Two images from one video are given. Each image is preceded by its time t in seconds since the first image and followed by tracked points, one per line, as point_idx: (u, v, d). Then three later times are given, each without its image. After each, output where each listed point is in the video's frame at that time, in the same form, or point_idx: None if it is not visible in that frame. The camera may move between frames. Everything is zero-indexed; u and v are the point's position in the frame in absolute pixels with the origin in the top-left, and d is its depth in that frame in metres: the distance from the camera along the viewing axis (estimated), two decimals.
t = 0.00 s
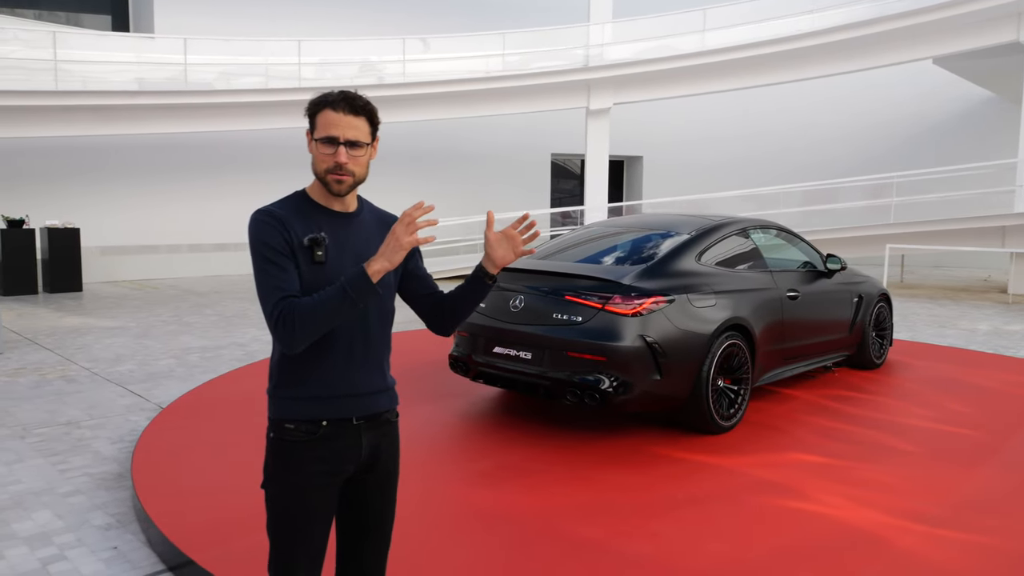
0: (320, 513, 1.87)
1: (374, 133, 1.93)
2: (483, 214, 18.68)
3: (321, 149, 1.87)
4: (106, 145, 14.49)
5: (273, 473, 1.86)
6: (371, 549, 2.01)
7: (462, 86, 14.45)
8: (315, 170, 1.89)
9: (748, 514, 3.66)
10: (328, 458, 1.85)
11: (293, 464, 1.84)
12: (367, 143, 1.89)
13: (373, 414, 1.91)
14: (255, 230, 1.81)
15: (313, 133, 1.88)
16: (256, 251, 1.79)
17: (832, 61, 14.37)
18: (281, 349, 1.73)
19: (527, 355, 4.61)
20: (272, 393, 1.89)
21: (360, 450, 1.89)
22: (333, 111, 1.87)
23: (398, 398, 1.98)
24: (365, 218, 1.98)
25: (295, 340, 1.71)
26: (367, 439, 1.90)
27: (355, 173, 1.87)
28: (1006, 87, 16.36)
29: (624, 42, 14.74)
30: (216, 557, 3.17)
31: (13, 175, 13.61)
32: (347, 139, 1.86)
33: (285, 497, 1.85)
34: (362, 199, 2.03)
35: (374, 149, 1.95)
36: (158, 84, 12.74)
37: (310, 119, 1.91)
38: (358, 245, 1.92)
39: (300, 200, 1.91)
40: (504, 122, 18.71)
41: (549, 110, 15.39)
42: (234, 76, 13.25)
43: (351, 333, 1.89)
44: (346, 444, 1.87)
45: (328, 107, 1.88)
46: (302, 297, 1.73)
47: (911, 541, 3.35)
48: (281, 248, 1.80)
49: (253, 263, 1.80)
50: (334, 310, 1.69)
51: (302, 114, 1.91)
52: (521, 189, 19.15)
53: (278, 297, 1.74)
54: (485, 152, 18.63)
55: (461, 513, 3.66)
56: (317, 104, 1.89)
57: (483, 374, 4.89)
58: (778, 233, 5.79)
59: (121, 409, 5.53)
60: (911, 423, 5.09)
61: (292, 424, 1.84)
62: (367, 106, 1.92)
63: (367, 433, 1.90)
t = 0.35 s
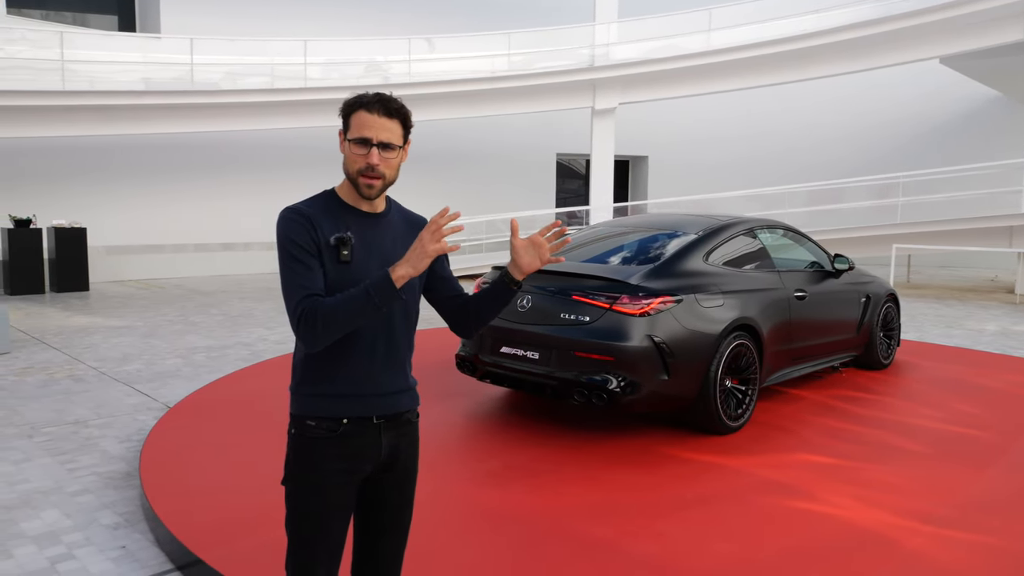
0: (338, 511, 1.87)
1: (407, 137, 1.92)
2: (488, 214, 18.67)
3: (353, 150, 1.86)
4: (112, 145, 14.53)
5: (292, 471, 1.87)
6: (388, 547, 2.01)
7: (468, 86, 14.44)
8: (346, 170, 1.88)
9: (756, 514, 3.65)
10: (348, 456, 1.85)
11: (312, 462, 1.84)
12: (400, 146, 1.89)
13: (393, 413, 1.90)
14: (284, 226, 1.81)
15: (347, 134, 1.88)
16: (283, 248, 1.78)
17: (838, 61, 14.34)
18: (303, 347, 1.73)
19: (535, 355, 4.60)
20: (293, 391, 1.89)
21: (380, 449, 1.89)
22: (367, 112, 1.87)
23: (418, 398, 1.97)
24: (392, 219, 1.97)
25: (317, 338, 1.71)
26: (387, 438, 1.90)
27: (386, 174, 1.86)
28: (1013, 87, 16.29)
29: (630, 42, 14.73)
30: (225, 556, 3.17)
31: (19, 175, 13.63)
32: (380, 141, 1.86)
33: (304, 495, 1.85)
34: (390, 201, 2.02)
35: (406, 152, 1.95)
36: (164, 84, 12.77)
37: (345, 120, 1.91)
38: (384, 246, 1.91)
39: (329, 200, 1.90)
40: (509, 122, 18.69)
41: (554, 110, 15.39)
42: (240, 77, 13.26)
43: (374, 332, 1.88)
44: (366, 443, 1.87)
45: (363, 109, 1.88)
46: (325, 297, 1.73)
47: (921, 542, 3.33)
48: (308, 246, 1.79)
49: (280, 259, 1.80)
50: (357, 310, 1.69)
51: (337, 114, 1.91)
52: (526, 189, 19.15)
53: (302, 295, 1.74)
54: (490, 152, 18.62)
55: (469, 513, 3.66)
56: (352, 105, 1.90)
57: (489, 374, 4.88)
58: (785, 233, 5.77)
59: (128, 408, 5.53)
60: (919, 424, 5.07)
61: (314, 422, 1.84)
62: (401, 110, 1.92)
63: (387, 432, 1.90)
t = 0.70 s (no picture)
0: (350, 511, 1.86)
1: (422, 135, 1.92)
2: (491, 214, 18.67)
3: (368, 149, 1.86)
4: (116, 146, 14.55)
5: (306, 470, 1.86)
6: (399, 548, 2.01)
7: (472, 86, 14.42)
8: (362, 170, 1.88)
9: (763, 516, 3.64)
10: (360, 456, 1.85)
11: (326, 462, 1.84)
12: (415, 143, 1.89)
13: (406, 414, 1.89)
14: (300, 227, 1.80)
15: (362, 134, 1.88)
16: (298, 250, 1.78)
17: (843, 61, 14.32)
18: (316, 349, 1.72)
19: (541, 356, 4.59)
20: (307, 391, 1.88)
21: (392, 450, 1.88)
22: (382, 111, 1.86)
23: (430, 400, 1.96)
24: (407, 221, 1.97)
25: (330, 339, 1.70)
26: (400, 439, 1.89)
27: (403, 172, 1.86)
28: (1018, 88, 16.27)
29: (635, 42, 14.72)
30: (231, 557, 3.17)
31: (24, 175, 13.65)
32: (395, 139, 1.86)
33: (317, 495, 1.85)
34: (405, 203, 2.01)
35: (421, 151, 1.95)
36: (169, 85, 12.79)
37: (359, 120, 1.91)
38: (398, 248, 1.90)
39: (345, 201, 1.90)
40: (512, 122, 18.69)
41: (558, 110, 15.40)
42: (244, 77, 13.25)
43: (388, 335, 1.87)
44: (379, 443, 1.86)
45: (377, 108, 1.88)
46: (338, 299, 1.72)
47: (930, 544, 3.32)
48: (324, 248, 1.79)
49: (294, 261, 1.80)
50: (369, 313, 1.68)
51: (352, 115, 1.91)
52: (529, 190, 19.14)
53: (315, 297, 1.74)
54: (493, 152, 18.62)
55: (475, 514, 3.65)
56: (366, 105, 1.89)
57: (494, 374, 4.88)
58: (791, 234, 5.76)
59: (133, 409, 5.53)
60: (925, 425, 5.06)
61: (328, 422, 1.84)
62: (416, 107, 1.92)
63: (399, 433, 1.89)
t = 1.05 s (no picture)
0: (359, 511, 1.86)
1: (430, 139, 1.91)
2: (493, 215, 18.68)
3: (376, 154, 1.85)
4: (119, 147, 14.55)
5: (316, 469, 1.87)
6: (408, 547, 2.00)
7: (474, 87, 14.42)
8: (371, 175, 1.88)
9: (769, 517, 3.64)
10: (370, 456, 1.84)
11: (334, 461, 1.84)
12: (423, 148, 1.88)
13: (415, 415, 1.89)
14: (310, 227, 1.81)
15: (370, 138, 1.87)
16: (307, 250, 1.78)
17: (845, 62, 14.33)
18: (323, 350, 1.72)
19: (546, 357, 4.59)
20: (317, 389, 1.89)
21: (403, 450, 1.88)
22: (389, 116, 1.85)
23: (442, 400, 1.95)
24: (418, 221, 1.96)
25: (336, 340, 1.70)
26: (410, 439, 1.89)
27: (411, 178, 1.85)
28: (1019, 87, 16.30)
29: (637, 43, 14.72)
30: (237, 557, 3.16)
31: (27, 175, 13.65)
32: (402, 145, 1.85)
33: (328, 493, 1.85)
34: (416, 202, 2.00)
35: (429, 154, 1.94)
36: (170, 86, 12.79)
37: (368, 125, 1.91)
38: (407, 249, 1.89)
39: (354, 200, 1.90)
40: (514, 123, 18.71)
41: (560, 111, 15.40)
42: (246, 77, 13.25)
43: (397, 336, 1.86)
44: (389, 444, 1.86)
45: (385, 113, 1.86)
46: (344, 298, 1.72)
47: (938, 546, 3.31)
48: (332, 248, 1.79)
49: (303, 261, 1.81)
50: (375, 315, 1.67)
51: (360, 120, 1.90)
52: (531, 190, 19.15)
53: (322, 298, 1.73)
54: (495, 153, 18.62)
55: (481, 515, 3.64)
56: (374, 110, 1.88)
57: (499, 376, 4.88)
58: (796, 234, 5.75)
59: (137, 409, 5.54)
60: (930, 426, 5.05)
61: (337, 421, 1.83)
62: (425, 111, 1.90)
63: (409, 433, 1.89)
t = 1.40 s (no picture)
0: (368, 511, 1.86)
1: (444, 143, 1.91)
2: (493, 216, 18.68)
3: (389, 156, 1.86)
4: (119, 147, 14.55)
5: (325, 470, 1.87)
6: (416, 548, 2.00)
7: (474, 88, 14.42)
8: (384, 176, 1.88)
9: (771, 518, 3.64)
10: (379, 456, 1.84)
11: (342, 462, 1.84)
12: (437, 152, 1.88)
13: (423, 417, 1.89)
14: (319, 233, 1.80)
15: (384, 141, 1.88)
16: (317, 256, 1.78)
17: (844, 63, 14.35)
18: (330, 360, 1.73)
19: (548, 358, 4.59)
20: (326, 391, 1.89)
21: (411, 451, 1.88)
22: (404, 119, 1.85)
23: (449, 402, 1.96)
24: (428, 225, 1.95)
25: (343, 351, 1.70)
26: (418, 441, 1.89)
27: (424, 181, 1.85)
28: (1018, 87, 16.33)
29: (637, 44, 14.74)
30: (239, 558, 3.16)
31: (26, 176, 13.65)
32: (416, 148, 1.85)
33: (336, 494, 1.85)
34: (428, 205, 2.00)
35: (444, 158, 1.94)
36: (170, 86, 12.77)
37: (383, 126, 1.91)
38: (417, 254, 1.89)
39: (366, 203, 1.90)
40: (514, 124, 18.73)
41: (560, 111, 15.40)
42: (246, 78, 13.25)
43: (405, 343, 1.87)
44: (397, 445, 1.86)
45: (400, 115, 1.87)
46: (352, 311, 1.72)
47: (940, 546, 3.31)
48: (341, 255, 1.79)
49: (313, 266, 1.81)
50: (383, 327, 1.67)
51: (375, 120, 1.90)
52: (531, 191, 19.16)
53: (331, 307, 1.74)
54: (495, 154, 18.63)
55: (484, 515, 3.64)
56: (389, 112, 1.88)
57: (500, 376, 4.88)
58: (796, 235, 5.75)
59: (138, 410, 5.53)
60: (931, 426, 5.06)
61: (346, 422, 1.83)
62: (440, 115, 1.90)
63: (418, 435, 1.89)
